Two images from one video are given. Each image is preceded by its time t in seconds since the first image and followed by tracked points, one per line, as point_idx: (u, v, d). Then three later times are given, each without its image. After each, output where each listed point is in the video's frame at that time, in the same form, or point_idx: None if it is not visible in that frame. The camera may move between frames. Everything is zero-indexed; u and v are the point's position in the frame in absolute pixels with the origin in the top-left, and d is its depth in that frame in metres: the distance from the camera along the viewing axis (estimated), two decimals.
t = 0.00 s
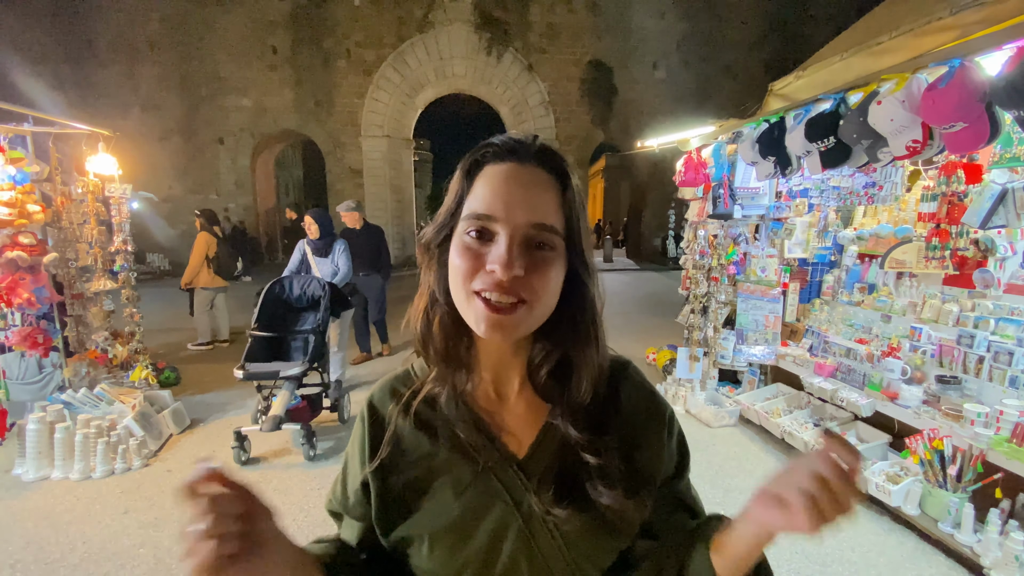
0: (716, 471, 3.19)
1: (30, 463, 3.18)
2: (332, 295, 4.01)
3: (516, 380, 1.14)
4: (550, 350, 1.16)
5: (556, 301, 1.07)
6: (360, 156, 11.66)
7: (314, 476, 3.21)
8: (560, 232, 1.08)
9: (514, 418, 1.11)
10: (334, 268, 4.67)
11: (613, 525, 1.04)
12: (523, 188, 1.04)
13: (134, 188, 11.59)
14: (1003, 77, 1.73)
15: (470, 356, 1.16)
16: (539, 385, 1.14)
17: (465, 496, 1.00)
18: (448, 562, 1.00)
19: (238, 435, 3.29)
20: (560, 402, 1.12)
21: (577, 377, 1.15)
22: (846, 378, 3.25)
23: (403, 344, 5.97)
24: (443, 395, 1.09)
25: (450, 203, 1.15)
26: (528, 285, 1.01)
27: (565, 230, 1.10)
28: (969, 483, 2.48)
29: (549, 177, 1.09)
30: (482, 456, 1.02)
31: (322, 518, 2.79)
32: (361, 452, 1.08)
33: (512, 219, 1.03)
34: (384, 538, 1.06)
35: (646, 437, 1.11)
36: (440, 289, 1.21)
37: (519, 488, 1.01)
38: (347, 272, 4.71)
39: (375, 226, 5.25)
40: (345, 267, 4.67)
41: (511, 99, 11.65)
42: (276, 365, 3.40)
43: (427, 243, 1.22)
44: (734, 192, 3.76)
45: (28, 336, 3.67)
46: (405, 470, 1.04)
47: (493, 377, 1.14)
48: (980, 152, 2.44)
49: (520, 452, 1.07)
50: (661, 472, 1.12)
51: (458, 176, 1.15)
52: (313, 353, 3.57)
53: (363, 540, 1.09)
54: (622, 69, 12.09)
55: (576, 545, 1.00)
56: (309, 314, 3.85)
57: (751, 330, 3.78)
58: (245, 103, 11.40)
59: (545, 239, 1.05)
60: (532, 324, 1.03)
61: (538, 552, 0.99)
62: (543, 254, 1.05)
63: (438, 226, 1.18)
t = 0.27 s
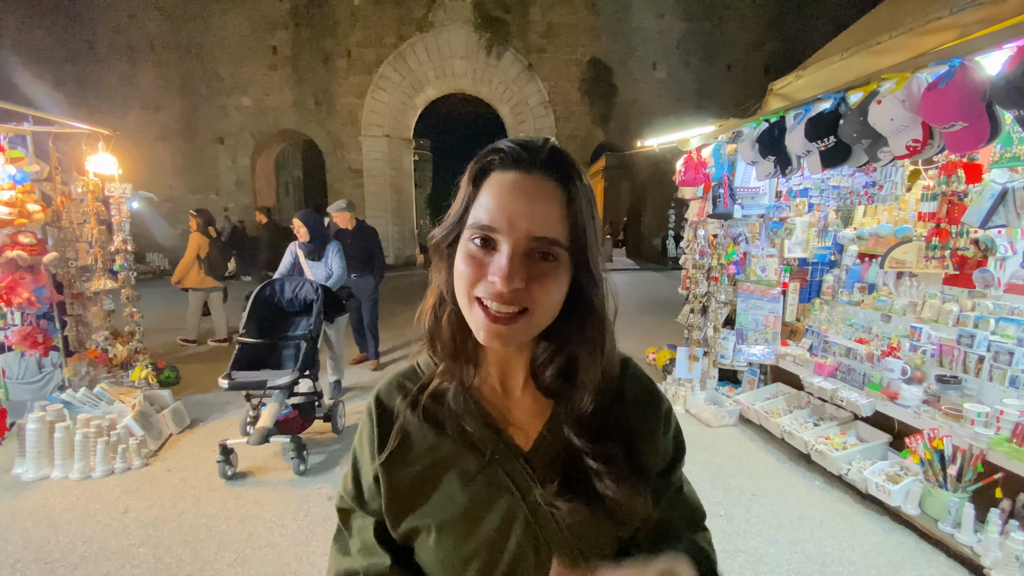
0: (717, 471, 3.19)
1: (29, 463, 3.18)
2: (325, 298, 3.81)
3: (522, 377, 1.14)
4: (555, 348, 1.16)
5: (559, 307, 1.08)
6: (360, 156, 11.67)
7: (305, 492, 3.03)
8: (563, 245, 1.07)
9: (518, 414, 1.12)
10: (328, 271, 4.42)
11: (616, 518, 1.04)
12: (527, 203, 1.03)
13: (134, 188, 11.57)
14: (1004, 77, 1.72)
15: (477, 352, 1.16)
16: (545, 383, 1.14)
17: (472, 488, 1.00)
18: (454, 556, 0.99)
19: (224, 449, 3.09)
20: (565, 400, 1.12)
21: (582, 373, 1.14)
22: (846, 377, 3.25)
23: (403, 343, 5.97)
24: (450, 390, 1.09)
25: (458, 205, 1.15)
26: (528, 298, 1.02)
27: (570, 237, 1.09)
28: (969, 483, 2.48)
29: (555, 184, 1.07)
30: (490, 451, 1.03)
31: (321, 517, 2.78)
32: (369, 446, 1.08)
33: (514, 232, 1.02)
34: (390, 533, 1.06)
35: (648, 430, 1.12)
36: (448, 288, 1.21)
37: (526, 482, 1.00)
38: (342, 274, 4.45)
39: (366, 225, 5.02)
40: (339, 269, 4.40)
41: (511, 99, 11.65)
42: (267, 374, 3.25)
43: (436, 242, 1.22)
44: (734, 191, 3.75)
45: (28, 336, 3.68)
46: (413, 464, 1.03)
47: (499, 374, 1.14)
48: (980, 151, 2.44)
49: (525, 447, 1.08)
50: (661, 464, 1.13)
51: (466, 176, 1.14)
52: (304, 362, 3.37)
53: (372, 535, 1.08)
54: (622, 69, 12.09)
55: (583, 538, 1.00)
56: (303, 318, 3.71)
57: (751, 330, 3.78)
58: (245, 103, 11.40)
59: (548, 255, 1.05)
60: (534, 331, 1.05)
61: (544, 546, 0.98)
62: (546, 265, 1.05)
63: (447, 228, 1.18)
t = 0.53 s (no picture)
0: (717, 472, 3.19)
1: (30, 463, 3.18)
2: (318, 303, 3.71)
3: (524, 377, 1.14)
4: (558, 349, 1.16)
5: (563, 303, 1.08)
6: (360, 157, 11.68)
7: (294, 511, 2.83)
8: (568, 233, 1.07)
9: (521, 415, 1.12)
10: (317, 273, 4.31)
11: (618, 520, 1.04)
12: (532, 188, 1.04)
13: (135, 188, 11.57)
14: (1004, 76, 1.72)
15: (479, 351, 1.16)
16: (547, 383, 1.14)
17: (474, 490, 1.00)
18: (455, 556, 1.00)
19: (206, 465, 2.88)
20: (567, 399, 1.12)
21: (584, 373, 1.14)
22: (847, 378, 3.25)
23: (403, 343, 5.96)
24: (453, 391, 1.09)
25: (460, 204, 1.14)
26: (534, 286, 1.01)
27: (573, 231, 1.09)
28: (970, 484, 2.48)
29: (558, 176, 1.08)
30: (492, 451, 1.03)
31: (322, 517, 2.79)
32: (372, 445, 1.08)
33: (520, 221, 1.02)
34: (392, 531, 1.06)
35: (652, 433, 1.10)
36: (450, 287, 1.20)
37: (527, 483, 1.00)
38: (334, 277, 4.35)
39: (363, 228, 4.92)
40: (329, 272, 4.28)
41: (511, 99, 11.66)
42: (254, 384, 3.13)
43: (438, 241, 1.22)
44: (734, 191, 3.74)
45: (28, 336, 3.67)
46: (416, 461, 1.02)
47: (501, 373, 1.13)
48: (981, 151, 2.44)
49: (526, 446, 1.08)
50: (664, 467, 1.11)
51: (468, 176, 1.15)
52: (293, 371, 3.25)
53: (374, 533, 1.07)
54: (623, 69, 12.09)
55: (583, 540, 1.00)
56: (294, 324, 3.61)
57: (751, 330, 3.77)
58: (245, 102, 11.39)
59: (553, 241, 1.05)
60: (537, 323, 1.04)
61: (544, 547, 0.99)
62: (551, 254, 1.04)
63: (449, 227, 1.18)
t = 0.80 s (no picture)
0: (718, 473, 3.18)
1: (31, 463, 3.18)
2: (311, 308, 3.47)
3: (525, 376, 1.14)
4: (560, 347, 1.16)
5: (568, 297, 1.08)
6: (361, 157, 11.69)
7: (279, 539, 2.60)
8: (572, 230, 1.08)
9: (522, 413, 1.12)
10: (306, 276, 4.04)
11: (619, 517, 1.03)
12: (538, 184, 1.04)
13: (135, 188, 11.57)
14: (1004, 77, 1.72)
15: (481, 350, 1.16)
16: (548, 381, 1.14)
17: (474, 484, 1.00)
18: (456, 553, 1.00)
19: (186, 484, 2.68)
20: (568, 395, 1.13)
21: (585, 369, 1.14)
22: (848, 379, 3.25)
23: (404, 344, 5.96)
24: (456, 390, 1.10)
25: (464, 203, 1.14)
26: (543, 281, 1.00)
27: (576, 227, 1.10)
28: (971, 485, 2.47)
29: (562, 177, 1.09)
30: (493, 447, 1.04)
31: (322, 518, 2.79)
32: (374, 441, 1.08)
33: (529, 217, 1.03)
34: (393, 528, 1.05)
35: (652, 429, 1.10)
36: (452, 286, 1.20)
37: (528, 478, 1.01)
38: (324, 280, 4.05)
39: (363, 228, 4.85)
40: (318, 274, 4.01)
41: (511, 99, 11.67)
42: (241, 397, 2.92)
43: (440, 242, 1.23)
44: (735, 192, 3.73)
45: (29, 337, 3.64)
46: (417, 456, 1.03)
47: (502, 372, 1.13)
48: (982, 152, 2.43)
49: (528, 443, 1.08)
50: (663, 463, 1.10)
51: (471, 176, 1.15)
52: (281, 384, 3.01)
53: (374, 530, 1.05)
54: (623, 70, 12.09)
55: (584, 538, 1.00)
56: (286, 330, 3.38)
57: (752, 331, 3.77)
58: (246, 103, 11.40)
59: (560, 235, 1.05)
60: (545, 317, 1.03)
61: (545, 544, 0.99)
62: (557, 250, 1.04)
63: (451, 227, 1.18)
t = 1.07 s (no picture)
0: (718, 474, 3.18)
1: (31, 464, 3.18)
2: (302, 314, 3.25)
3: (524, 376, 1.14)
4: (559, 347, 1.17)
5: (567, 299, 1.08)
6: (361, 158, 11.70)
7: (259, 569, 2.37)
8: (572, 232, 1.07)
9: (521, 413, 1.12)
10: (297, 281, 3.82)
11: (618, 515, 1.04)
12: (538, 187, 1.04)
13: (136, 189, 11.58)
14: (1005, 77, 1.73)
15: (480, 351, 1.16)
16: (547, 380, 1.14)
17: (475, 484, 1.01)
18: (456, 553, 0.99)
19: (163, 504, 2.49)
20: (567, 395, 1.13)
21: (584, 369, 1.15)
22: (849, 379, 3.24)
23: (404, 344, 5.96)
24: (455, 389, 1.10)
25: (464, 204, 1.14)
26: (543, 284, 1.00)
27: (576, 229, 1.10)
28: (972, 486, 2.46)
29: (562, 179, 1.09)
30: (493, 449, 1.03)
31: (322, 519, 2.78)
32: (374, 446, 1.07)
33: (529, 219, 1.02)
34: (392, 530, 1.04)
35: (650, 427, 1.11)
36: (451, 286, 1.20)
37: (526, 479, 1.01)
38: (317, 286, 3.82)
39: (360, 230, 4.64)
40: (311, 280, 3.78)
41: (512, 100, 11.68)
42: (224, 412, 2.71)
43: (440, 242, 1.22)
44: (735, 193, 3.73)
45: (30, 337, 3.63)
46: (419, 457, 1.02)
47: (501, 372, 1.13)
48: (982, 152, 2.43)
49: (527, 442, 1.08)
50: (661, 462, 1.11)
51: (472, 176, 1.15)
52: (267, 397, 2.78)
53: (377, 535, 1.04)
54: (623, 71, 12.10)
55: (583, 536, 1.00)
56: (275, 338, 3.17)
57: (754, 332, 3.76)
58: (247, 104, 11.42)
59: (560, 238, 1.05)
60: (544, 319, 1.04)
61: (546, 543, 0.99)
62: (557, 251, 1.04)
63: (451, 227, 1.18)
